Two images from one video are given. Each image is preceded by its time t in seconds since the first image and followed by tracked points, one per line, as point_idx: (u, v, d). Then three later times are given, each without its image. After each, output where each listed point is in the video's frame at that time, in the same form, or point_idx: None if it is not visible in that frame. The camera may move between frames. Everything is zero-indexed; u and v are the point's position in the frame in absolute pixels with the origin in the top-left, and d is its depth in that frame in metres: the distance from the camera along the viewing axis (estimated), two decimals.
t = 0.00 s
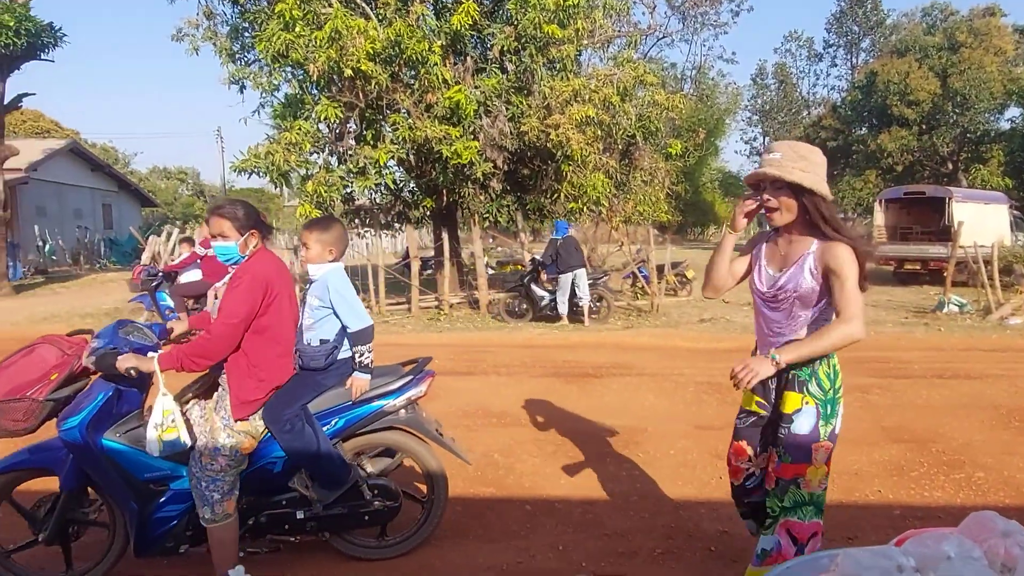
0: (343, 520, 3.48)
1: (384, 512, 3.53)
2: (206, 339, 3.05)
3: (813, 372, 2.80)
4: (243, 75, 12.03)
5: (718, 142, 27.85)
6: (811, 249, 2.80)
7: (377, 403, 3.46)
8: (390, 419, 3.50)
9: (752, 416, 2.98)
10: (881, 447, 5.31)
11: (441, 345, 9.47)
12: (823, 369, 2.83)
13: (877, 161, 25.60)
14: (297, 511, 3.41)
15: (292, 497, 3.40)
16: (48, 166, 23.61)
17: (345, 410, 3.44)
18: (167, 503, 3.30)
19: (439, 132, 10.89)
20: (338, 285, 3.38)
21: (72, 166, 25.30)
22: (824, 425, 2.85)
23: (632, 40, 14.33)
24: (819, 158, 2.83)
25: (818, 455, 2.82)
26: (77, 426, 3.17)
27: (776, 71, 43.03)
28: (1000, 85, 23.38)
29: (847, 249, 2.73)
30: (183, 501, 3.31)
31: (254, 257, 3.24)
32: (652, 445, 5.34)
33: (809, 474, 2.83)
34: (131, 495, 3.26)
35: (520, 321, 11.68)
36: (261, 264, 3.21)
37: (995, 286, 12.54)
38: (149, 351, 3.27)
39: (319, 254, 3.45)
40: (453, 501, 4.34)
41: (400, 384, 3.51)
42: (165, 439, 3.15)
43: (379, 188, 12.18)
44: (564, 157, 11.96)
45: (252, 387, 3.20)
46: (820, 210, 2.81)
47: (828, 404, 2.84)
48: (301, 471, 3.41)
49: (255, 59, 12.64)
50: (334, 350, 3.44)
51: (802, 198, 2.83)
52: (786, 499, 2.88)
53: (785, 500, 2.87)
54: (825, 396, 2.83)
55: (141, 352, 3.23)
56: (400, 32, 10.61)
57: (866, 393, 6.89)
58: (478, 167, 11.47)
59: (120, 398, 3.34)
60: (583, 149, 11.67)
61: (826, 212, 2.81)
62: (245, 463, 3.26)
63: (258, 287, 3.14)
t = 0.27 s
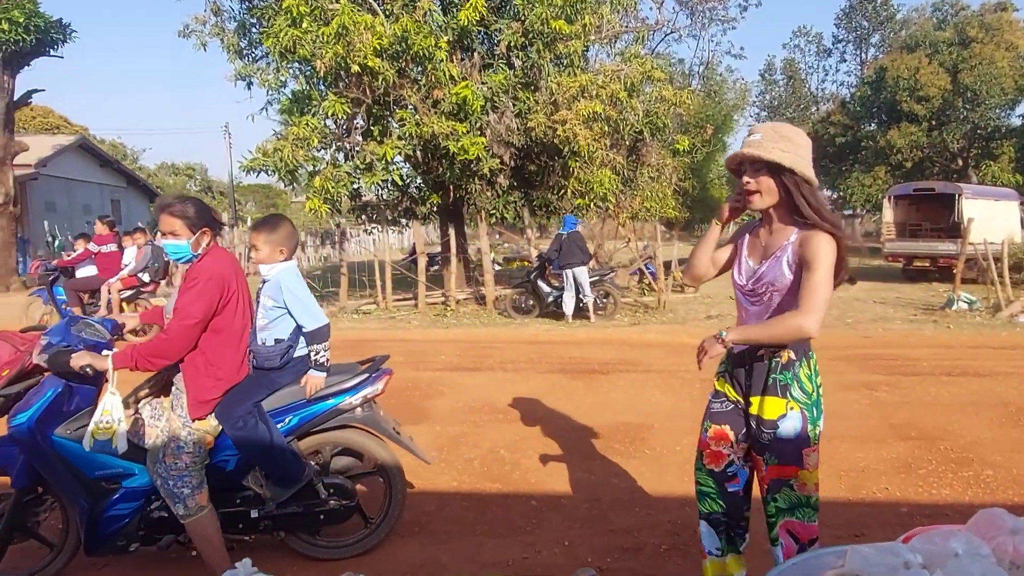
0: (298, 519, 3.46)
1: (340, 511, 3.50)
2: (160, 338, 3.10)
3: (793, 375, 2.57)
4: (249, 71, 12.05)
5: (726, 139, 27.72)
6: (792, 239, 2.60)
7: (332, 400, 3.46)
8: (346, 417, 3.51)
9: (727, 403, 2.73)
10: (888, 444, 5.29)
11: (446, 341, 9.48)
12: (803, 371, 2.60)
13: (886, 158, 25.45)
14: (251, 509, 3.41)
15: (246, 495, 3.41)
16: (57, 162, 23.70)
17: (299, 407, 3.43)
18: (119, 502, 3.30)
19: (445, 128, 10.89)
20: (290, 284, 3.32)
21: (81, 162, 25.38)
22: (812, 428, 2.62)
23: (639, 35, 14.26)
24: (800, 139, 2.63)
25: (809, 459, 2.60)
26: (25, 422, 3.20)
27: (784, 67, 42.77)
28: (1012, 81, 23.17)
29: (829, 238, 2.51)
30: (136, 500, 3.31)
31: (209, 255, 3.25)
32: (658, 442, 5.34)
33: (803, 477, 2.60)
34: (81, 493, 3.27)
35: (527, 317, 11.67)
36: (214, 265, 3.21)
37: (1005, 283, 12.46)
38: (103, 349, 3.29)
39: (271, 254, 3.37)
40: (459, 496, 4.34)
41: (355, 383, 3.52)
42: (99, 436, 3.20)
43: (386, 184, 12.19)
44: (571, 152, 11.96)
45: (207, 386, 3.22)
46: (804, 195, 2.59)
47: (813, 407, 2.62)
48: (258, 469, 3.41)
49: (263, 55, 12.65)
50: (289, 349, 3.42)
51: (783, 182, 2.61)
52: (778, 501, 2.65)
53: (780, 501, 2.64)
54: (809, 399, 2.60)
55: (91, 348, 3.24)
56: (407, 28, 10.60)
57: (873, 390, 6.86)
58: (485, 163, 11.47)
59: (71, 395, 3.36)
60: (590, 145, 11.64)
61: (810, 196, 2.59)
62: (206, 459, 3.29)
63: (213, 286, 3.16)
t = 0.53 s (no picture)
0: (261, 520, 3.42)
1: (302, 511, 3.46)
2: (120, 341, 3.06)
3: (751, 400, 2.46)
4: (255, 69, 12.06)
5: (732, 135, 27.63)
6: (755, 253, 2.40)
7: (294, 401, 3.41)
8: (308, 418, 3.46)
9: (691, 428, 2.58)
10: (894, 442, 5.27)
11: (451, 338, 9.49)
12: (763, 394, 2.49)
13: (894, 154, 25.33)
14: (213, 511, 3.36)
15: (208, 497, 3.35)
16: (65, 159, 23.78)
17: (260, 409, 3.36)
18: (78, 505, 3.28)
19: (451, 124, 10.88)
20: (252, 284, 3.31)
21: (89, 159, 25.47)
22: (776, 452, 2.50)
23: (645, 31, 14.21)
24: (772, 141, 2.44)
25: (777, 480, 2.48)
26: None
27: (791, 63, 42.59)
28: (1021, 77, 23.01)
29: (795, 253, 2.32)
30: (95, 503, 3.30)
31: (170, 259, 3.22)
32: (663, 439, 5.33)
33: (769, 497, 2.48)
34: (39, 495, 3.28)
35: (532, 314, 11.68)
36: (177, 268, 3.20)
37: (1013, 281, 12.39)
38: (62, 351, 3.33)
39: (235, 257, 3.33)
40: (465, 492, 4.35)
41: (317, 383, 3.48)
42: (56, 437, 3.26)
43: (392, 181, 12.20)
44: (577, 149, 11.93)
45: (168, 390, 3.19)
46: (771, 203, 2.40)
47: (774, 431, 2.49)
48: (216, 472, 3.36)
49: (269, 52, 12.66)
50: (252, 351, 3.36)
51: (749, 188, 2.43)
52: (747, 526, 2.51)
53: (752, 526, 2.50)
54: (773, 422, 2.49)
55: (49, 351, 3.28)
56: (413, 24, 10.59)
57: (880, 388, 6.84)
58: (490, 160, 11.47)
59: (29, 398, 3.35)
60: (596, 142, 11.62)
61: (778, 205, 2.40)
62: (144, 461, 3.22)
63: (174, 290, 3.14)
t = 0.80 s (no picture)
0: (230, 520, 3.39)
1: (273, 512, 3.43)
2: (81, 343, 3.01)
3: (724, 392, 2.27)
4: (260, 67, 12.07)
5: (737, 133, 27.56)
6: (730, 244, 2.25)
7: (263, 400, 3.34)
8: (278, 418, 3.39)
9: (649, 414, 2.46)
10: (900, 441, 5.26)
11: (456, 335, 9.49)
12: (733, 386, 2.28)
13: (900, 152, 25.24)
14: (181, 511, 3.33)
15: (175, 497, 3.32)
16: (71, 156, 23.86)
17: (229, 408, 3.30)
18: (46, 505, 3.23)
19: (456, 122, 10.87)
20: (221, 281, 3.23)
21: (95, 156, 25.56)
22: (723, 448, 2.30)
23: (650, 28, 14.19)
24: (759, 126, 2.28)
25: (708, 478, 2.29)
26: None
27: (797, 60, 42.47)
28: None
29: (770, 247, 2.16)
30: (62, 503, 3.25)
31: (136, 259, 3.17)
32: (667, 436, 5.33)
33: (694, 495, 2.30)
34: (5, 494, 3.21)
35: (537, 312, 11.69)
36: (139, 268, 3.13)
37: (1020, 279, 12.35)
38: (26, 349, 3.30)
39: (206, 253, 3.24)
40: (469, 489, 4.35)
41: (285, 383, 3.40)
42: (32, 436, 3.21)
43: (397, 178, 12.22)
44: (581, 147, 11.91)
45: (132, 392, 3.13)
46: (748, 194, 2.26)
47: (733, 423, 2.29)
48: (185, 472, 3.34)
49: (274, 49, 12.68)
50: (220, 350, 3.31)
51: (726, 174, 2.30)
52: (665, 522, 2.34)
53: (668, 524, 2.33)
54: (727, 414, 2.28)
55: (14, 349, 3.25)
56: (417, 22, 10.58)
57: (885, 386, 6.83)
58: (495, 157, 11.46)
59: None
60: (600, 139, 11.61)
61: (756, 196, 2.26)
62: (119, 465, 3.22)
63: (138, 292, 3.09)
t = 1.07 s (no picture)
0: (209, 519, 3.41)
1: (252, 511, 3.44)
2: (55, 340, 3.01)
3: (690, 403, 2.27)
4: (265, 64, 12.09)
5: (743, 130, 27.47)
6: (705, 247, 2.24)
7: (243, 398, 3.36)
8: (257, 416, 3.40)
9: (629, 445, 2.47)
10: (905, 439, 5.26)
11: (461, 333, 9.50)
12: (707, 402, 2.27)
13: (906, 149, 25.15)
14: (159, 508, 3.35)
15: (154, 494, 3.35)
16: (78, 153, 23.95)
17: (208, 405, 3.30)
18: (22, 502, 3.25)
19: (460, 119, 10.87)
20: (199, 277, 3.23)
21: (101, 153, 25.64)
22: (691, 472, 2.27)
23: (655, 25, 14.17)
24: (715, 122, 2.27)
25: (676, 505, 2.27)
26: None
27: (803, 57, 42.33)
28: None
29: (744, 245, 2.15)
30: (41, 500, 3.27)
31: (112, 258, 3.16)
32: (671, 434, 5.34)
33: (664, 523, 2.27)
34: None
35: (542, 309, 11.69)
36: (117, 267, 3.13)
37: None
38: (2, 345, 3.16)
39: (185, 248, 3.25)
40: (472, 486, 4.37)
41: (266, 380, 3.43)
42: None
43: (402, 175, 12.23)
44: (586, 144, 11.90)
45: (107, 390, 3.12)
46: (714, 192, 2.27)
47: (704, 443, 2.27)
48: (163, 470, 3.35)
49: (279, 46, 12.70)
50: (199, 346, 3.31)
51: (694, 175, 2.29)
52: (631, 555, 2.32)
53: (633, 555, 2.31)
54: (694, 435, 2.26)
55: None
56: (422, 19, 10.59)
57: (890, 384, 6.82)
58: (499, 154, 11.46)
59: None
60: (605, 136, 11.61)
61: (721, 193, 2.27)
62: (102, 460, 3.23)
63: (113, 292, 3.08)
